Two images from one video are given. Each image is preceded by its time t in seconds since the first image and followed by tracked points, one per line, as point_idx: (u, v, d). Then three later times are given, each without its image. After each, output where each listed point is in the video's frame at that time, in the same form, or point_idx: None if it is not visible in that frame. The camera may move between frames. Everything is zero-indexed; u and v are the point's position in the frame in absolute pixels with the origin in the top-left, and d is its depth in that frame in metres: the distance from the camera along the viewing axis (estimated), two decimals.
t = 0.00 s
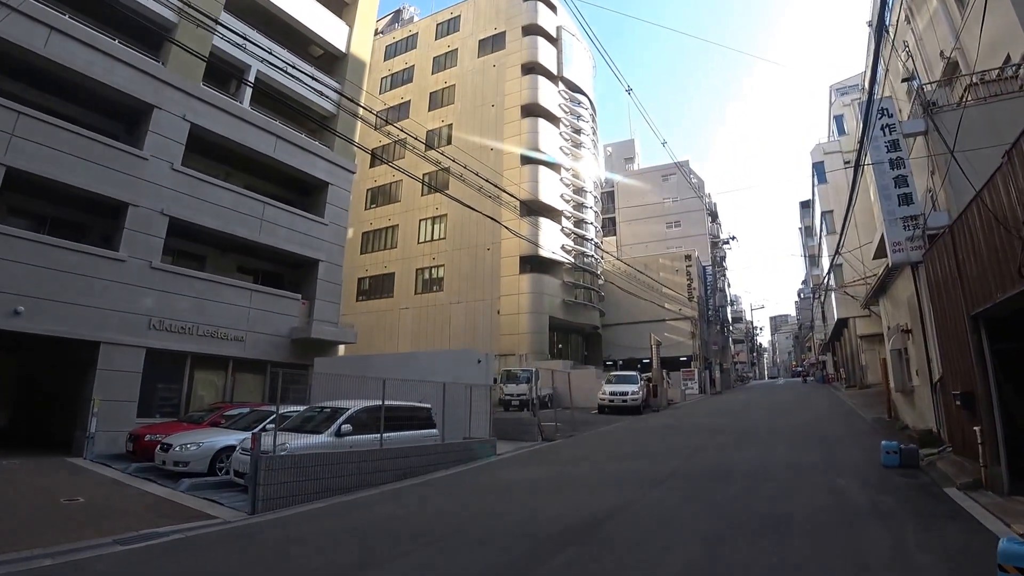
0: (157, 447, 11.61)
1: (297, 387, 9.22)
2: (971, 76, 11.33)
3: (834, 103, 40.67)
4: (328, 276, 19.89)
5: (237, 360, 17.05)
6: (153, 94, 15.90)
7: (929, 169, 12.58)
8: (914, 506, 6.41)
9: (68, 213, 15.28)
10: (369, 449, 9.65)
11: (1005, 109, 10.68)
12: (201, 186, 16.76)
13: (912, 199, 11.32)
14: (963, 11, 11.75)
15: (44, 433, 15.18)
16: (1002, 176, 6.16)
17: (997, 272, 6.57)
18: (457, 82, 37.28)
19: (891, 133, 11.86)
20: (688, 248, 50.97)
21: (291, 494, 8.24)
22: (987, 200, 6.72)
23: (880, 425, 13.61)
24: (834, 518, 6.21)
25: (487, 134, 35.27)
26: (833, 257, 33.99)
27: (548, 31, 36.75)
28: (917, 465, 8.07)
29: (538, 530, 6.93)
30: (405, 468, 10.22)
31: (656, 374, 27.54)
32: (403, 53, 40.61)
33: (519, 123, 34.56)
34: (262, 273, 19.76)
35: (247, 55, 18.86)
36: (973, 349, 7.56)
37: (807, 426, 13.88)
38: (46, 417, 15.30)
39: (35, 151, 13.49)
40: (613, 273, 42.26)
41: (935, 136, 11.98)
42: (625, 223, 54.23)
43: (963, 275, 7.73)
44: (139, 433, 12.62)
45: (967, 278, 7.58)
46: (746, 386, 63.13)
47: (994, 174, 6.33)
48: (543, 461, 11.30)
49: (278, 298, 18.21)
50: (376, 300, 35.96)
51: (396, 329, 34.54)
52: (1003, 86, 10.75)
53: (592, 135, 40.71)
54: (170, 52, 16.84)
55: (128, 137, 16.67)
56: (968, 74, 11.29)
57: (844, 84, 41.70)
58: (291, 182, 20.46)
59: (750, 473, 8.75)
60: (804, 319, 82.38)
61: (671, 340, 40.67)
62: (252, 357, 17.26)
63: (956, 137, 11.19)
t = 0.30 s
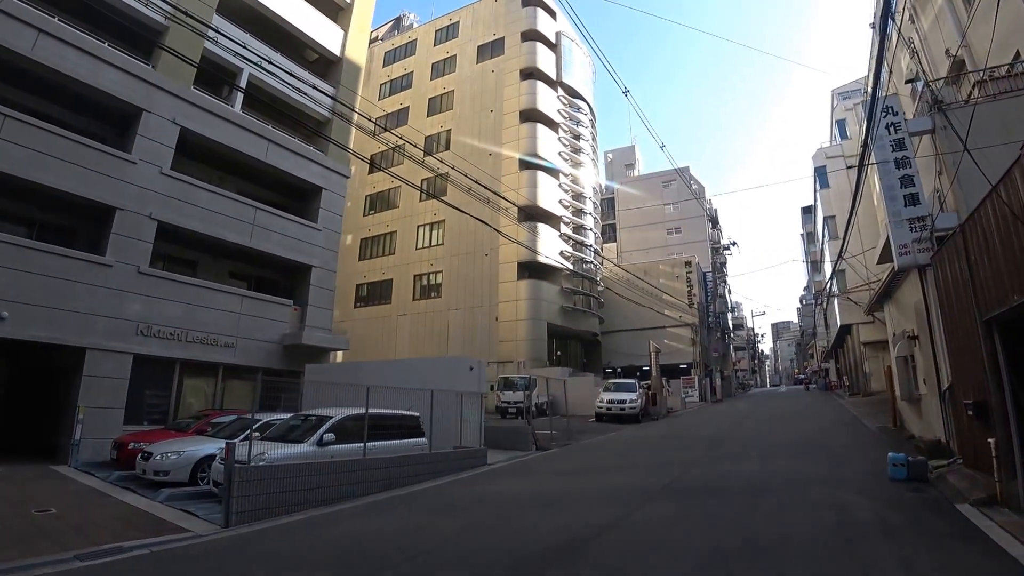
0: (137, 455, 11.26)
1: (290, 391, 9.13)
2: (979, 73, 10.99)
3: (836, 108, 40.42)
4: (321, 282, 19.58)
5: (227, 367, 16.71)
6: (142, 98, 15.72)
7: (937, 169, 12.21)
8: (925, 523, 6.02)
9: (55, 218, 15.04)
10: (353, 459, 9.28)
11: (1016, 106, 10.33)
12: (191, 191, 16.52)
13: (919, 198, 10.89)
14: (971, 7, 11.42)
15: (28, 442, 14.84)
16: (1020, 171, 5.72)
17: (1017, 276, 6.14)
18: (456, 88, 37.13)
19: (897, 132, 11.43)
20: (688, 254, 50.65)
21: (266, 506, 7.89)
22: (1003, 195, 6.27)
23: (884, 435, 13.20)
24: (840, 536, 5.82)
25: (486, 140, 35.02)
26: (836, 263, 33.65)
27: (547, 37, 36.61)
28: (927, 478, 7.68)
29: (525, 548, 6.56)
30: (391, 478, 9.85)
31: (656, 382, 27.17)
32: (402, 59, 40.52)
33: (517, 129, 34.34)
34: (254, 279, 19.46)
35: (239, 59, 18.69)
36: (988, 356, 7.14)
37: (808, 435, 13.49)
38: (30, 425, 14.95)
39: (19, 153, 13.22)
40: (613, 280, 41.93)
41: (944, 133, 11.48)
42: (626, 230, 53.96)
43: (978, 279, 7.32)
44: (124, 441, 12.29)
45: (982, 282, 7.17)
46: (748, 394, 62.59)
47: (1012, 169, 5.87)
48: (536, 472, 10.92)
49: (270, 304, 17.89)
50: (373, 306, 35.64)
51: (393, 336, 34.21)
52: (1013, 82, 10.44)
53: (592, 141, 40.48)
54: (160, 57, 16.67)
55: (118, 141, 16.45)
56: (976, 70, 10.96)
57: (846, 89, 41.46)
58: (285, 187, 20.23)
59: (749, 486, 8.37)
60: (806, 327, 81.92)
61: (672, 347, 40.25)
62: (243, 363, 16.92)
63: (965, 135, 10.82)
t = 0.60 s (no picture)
0: (119, 457, 10.96)
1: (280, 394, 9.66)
2: (987, 62, 10.73)
3: (836, 109, 40.20)
4: (314, 283, 19.28)
5: (217, 368, 16.40)
6: (133, 96, 15.46)
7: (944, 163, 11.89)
8: (939, 535, 5.65)
9: (43, 217, 14.76)
10: (335, 463, 9.00)
11: None
12: (182, 190, 16.22)
13: (925, 192, 10.57)
14: None
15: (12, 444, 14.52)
16: None
17: None
18: (454, 89, 36.92)
19: (902, 124, 11.09)
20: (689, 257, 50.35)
21: (241, 512, 7.55)
22: (1021, 180, 5.87)
23: (888, 439, 12.87)
24: (849, 550, 5.46)
25: (485, 141, 34.76)
26: (837, 266, 33.36)
27: (545, 38, 36.40)
28: (937, 486, 7.33)
29: (514, 560, 6.21)
30: (375, 483, 9.52)
31: (655, 385, 26.83)
32: (400, 62, 40.37)
33: (516, 130, 34.09)
34: (246, 280, 19.17)
35: (232, 58, 18.46)
36: (1006, 356, 6.76)
37: (810, 441, 13.16)
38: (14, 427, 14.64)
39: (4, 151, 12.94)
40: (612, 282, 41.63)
41: (952, 124, 11.24)
42: (626, 233, 53.69)
43: (993, 274, 6.94)
44: (107, 443, 12.02)
45: (999, 277, 6.79)
46: (749, 398, 62.13)
47: None
48: (529, 478, 10.57)
49: (261, 305, 17.60)
50: (370, 309, 35.35)
51: (390, 339, 33.91)
52: (1021, 71, 10.20)
53: (591, 143, 40.26)
54: (151, 55, 16.41)
55: (108, 140, 16.19)
56: (985, 60, 10.69)
57: (846, 91, 41.22)
58: (278, 188, 19.96)
59: (750, 492, 8.03)
60: (807, 331, 81.53)
61: (672, 351, 39.89)
62: (233, 365, 16.61)
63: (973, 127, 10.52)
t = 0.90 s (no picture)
0: (102, 455, 10.68)
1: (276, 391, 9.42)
2: (1002, 45, 10.33)
3: (842, 102, 39.61)
4: (309, 278, 18.95)
5: (210, 364, 16.12)
6: (123, 87, 15.13)
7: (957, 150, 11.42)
8: (957, 548, 5.24)
9: (32, 211, 14.47)
10: (319, 462, 8.72)
11: None
12: (173, 183, 15.90)
13: (937, 181, 10.12)
14: None
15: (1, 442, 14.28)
16: None
17: None
18: (455, 82, 36.48)
19: (911, 110, 10.77)
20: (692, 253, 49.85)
21: (217, 514, 7.26)
22: None
23: (896, 439, 12.46)
24: (860, 562, 5.07)
25: (485, 135, 34.36)
26: (842, 261, 32.85)
27: (546, 30, 35.92)
28: (953, 492, 6.93)
29: (503, 568, 5.87)
30: (363, 484, 9.18)
31: (658, 382, 26.43)
32: (400, 57, 39.91)
33: (517, 124, 33.62)
34: (241, 275, 18.86)
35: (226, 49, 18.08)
36: None
37: (815, 440, 12.77)
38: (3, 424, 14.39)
39: None
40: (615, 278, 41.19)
41: (964, 109, 10.78)
42: (629, 228, 53.23)
43: (1015, 265, 6.51)
44: (92, 440, 11.79)
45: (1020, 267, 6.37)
46: (754, 395, 61.58)
47: None
48: (523, 478, 10.22)
49: (254, 301, 17.29)
50: (371, 305, 35.04)
51: (390, 335, 33.60)
52: None
53: (593, 137, 39.77)
54: (142, 46, 16.05)
55: (98, 133, 15.87)
56: (999, 43, 10.28)
57: (852, 83, 40.64)
58: (273, 181, 19.63)
59: (753, 495, 7.66)
60: (813, 328, 80.79)
61: (675, 347, 39.45)
62: (226, 361, 16.33)
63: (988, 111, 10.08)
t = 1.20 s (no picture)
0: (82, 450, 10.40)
1: (265, 383, 8.99)
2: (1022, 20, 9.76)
3: (851, 90, 38.81)
4: (303, 269, 18.62)
5: (201, 357, 15.84)
6: (112, 75, 14.75)
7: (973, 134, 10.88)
8: (976, 557, 4.80)
9: (18, 202, 14.15)
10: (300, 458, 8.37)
11: None
12: (163, 172, 15.53)
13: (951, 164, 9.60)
14: None
15: None
16: None
17: None
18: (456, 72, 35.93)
19: (924, 89, 10.21)
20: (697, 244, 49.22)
21: (188, 512, 6.91)
22: None
23: (904, 434, 12.00)
24: (872, 572, 4.63)
25: (487, 124, 33.83)
26: (850, 252, 32.23)
27: (549, 18, 35.25)
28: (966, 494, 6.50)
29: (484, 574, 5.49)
30: (346, 480, 8.83)
31: (660, 375, 26.03)
32: (401, 47, 39.34)
33: (519, 113, 33.05)
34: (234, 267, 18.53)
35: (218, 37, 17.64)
36: None
37: (819, 436, 12.32)
38: None
39: None
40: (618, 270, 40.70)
41: (980, 89, 10.23)
42: (633, 219, 52.64)
43: None
44: (77, 435, 11.62)
45: None
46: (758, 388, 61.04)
47: None
48: (514, 474, 9.86)
49: (246, 292, 16.97)
50: (371, 297, 34.74)
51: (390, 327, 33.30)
52: None
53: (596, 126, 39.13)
54: (132, 33, 15.65)
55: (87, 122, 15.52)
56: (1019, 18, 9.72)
57: (861, 71, 39.83)
58: (267, 170, 19.25)
59: (754, 495, 7.25)
60: (819, 320, 80.04)
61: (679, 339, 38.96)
62: (217, 353, 16.04)
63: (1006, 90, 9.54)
